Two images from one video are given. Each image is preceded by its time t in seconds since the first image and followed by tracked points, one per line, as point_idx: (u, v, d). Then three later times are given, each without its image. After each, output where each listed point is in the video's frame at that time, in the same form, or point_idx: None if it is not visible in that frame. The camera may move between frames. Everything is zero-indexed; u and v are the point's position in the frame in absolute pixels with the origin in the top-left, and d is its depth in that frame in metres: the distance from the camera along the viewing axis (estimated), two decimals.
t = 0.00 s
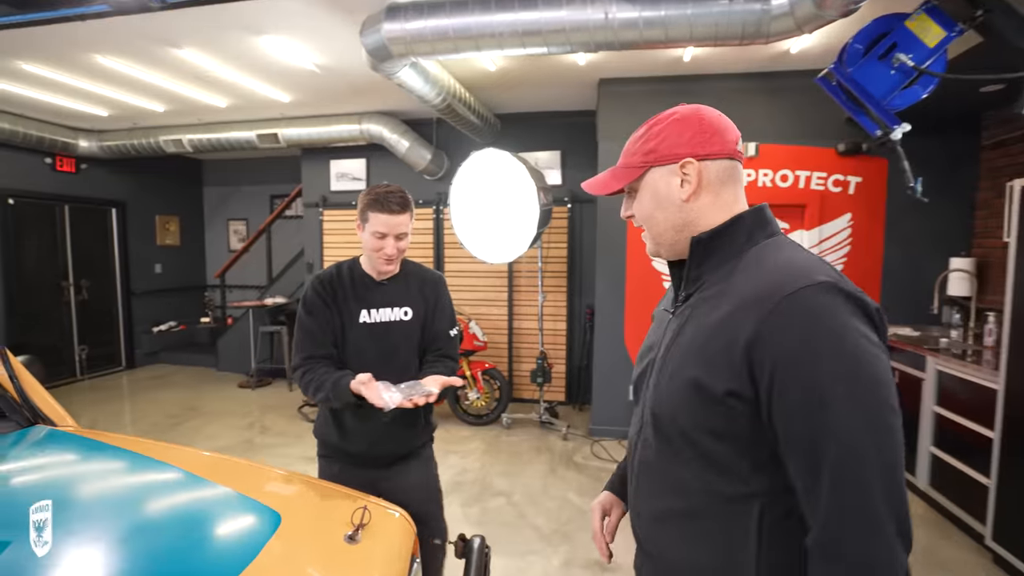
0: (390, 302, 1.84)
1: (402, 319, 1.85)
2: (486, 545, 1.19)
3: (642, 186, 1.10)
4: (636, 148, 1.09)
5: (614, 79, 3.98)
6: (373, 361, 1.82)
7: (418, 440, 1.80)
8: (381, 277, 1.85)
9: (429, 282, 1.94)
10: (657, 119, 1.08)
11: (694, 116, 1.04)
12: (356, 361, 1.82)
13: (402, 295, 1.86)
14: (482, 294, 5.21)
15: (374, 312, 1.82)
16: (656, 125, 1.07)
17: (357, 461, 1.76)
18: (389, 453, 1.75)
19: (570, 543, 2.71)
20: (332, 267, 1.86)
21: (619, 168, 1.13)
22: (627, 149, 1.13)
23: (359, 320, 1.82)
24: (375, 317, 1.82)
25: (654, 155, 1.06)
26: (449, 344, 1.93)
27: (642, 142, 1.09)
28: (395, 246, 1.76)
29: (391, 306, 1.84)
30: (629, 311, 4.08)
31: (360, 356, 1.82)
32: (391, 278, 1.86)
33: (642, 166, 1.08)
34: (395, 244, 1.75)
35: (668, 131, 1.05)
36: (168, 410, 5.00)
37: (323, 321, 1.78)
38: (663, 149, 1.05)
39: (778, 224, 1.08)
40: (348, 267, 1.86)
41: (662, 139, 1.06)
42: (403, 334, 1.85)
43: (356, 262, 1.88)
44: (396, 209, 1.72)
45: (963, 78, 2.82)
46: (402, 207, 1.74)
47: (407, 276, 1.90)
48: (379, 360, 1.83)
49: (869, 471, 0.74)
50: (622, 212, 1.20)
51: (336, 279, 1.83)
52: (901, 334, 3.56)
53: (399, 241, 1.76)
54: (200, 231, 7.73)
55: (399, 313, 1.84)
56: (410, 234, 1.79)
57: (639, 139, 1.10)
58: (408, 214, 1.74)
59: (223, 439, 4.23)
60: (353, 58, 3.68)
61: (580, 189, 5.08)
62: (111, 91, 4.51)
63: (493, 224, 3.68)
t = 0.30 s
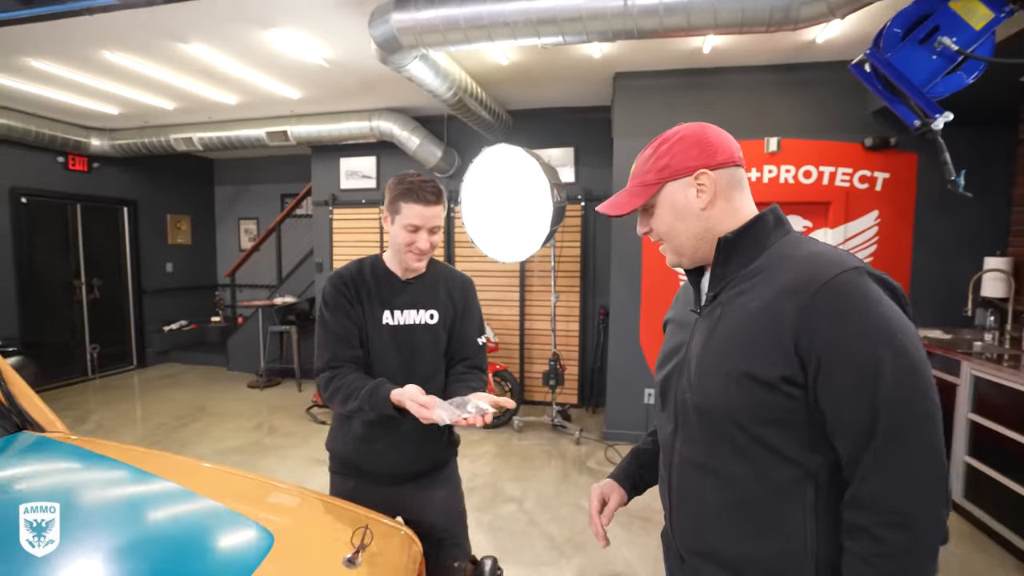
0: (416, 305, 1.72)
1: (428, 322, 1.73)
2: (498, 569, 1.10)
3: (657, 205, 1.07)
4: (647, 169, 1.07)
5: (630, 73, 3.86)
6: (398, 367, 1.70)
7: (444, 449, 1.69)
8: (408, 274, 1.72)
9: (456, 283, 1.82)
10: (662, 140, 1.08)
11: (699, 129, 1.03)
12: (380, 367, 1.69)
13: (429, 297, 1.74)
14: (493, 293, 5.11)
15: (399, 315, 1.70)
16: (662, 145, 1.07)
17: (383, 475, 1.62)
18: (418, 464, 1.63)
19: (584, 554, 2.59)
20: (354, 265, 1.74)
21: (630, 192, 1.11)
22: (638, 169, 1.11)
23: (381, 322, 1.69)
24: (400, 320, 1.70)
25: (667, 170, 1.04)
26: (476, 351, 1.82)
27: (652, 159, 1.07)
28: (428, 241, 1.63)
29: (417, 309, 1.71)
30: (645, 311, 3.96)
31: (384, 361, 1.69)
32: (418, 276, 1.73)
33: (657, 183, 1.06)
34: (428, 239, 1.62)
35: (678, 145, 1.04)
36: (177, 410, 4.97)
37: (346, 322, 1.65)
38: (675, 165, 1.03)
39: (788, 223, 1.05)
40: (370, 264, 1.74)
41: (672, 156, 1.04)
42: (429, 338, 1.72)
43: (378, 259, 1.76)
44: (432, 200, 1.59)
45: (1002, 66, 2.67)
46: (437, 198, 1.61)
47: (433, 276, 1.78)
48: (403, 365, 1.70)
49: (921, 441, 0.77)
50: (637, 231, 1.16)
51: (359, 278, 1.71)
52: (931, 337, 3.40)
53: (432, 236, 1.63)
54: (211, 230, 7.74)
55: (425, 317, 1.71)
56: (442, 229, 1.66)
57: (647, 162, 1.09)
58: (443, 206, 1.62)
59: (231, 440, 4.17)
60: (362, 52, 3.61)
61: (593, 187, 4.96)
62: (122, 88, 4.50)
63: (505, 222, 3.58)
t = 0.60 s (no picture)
0: (434, 306, 1.49)
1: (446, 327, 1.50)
2: None
3: (666, 198, 0.94)
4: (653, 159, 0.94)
5: (632, 65, 3.73)
6: (409, 375, 1.47)
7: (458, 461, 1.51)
8: (429, 273, 1.50)
9: (479, 284, 1.60)
10: (665, 128, 0.95)
11: (705, 115, 0.92)
12: (389, 375, 1.46)
13: (448, 298, 1.51)
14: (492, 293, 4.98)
15: (414, 317, 1.48)
16: (666, 133, 0.94)
17: (390, 497, 1.42)
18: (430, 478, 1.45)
19: (585, 566, 2.46)
20: (365, 257, 1.52)
21: (632, 186, 0.98)
22: (640, 161, 0.98)
23: (396, 323, 1.47)
24: (414, 323, 1.47)
25: (675, 159, 0.92)
26: (495, 363, 1.60)
27: (657, 148, 0.94)
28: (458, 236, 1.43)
29: (435, 311, 1.48)
30: (648, 311, 3.84)
31: (394, 367, 1.46)
32: (439, 275, 1.52)
33: (665, 174, 0.93)
34: (457, 233, 1.42)
35: (684, 131, 0.92)
36: (168, 412, 4.85)
37: (355, 320, 1.43)
38: (685, 152, 0.91)
39: (801, 211, 0.93)
40: (384, 258, 1.52)
41: (680, 144, 0.91)
42: (447, 345, 1.50)
43: (392, 253, 1.54)
44: (467, 190, 1.40)
45: None
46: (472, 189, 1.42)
47: (453, 275, 1.55)
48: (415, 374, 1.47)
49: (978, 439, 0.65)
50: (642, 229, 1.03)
51: (370, 272, 1.49)
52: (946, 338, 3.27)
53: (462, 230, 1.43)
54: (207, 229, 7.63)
55: (442, 320, 1.48)
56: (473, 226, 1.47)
57: (651, 152, 0.96)
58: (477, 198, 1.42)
59: (221, 444, 4.05)
60: (355, 44, 3.49)
61: (595, 183, 4.83)
62: (110, 82, 4.38)
63: (505, 220, 3.45)
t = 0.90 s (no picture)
0: (420, 311, 1.34)
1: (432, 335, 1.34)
2: None
3: (675, 184, 0.80)
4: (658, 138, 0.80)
5: (628, 57, 3.59)
6: (391, 389, 1.31)
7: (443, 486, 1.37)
8: (415, 274, 1.35)
9: (472, 287, 1.45)
10: (672, 102, 0.81)
11: (715, 86, 0.79)
12: (367, 389, 1.30)
13: (437, 301, 1.36)
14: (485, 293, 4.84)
15: (397, 323, 1.32)
16: (673, 108, 0.80)
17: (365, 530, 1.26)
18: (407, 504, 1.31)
19: None
20: (343, 254, 1.36)
21: (635, 171, 0.83)
22: (640, 144, 0.84)
23: (375, 331, 1.31)
24: (396, 330, 1.32)
25: (684, 137, 0.78)
26: (490, 377, 1.44)
27: (660, 126, 0.80)
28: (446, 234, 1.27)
29: (421, 318, 1.33)
30: (645, 312, 3.69)
31: (371, 381, 1.30)
32: (426, 276, 1.37)
33: (674, 156, 0.79)
34: (447, 231, 1.27)
35: (693, 105, 0.78)
36: (152, 416, 4.70)
37: (326, 328, 1.28)
38: (698, 129, 0.77)
39: (824, 200, 0.78)
40: (364, 255, 1.36)
41: (690, 120, 0.77)
42: (434, 356, 1.34)
43: (373, 249, 1.38)
44: (458, 182, 1.24)
45: None
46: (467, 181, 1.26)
47: (443, 275, 1.40)
48: (398, 387, 1.31)
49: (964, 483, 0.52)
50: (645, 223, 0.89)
51: (348, 272, 1.33)
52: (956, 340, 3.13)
53: (452, 228, 1.28)
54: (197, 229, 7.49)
55: (429, 328, 1.33)
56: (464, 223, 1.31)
57: (655, 130, 0.81)
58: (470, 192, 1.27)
59: (203, 450, 3.91)
60: (340, 35, 3.35)
61: (590, 180, 4.69)
62: (90, 77, 4.24)
63: (497, 218, 3.32)
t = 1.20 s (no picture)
0: (397, 312, 1.24)
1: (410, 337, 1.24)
2: None
3: (704, 141, 0.70)
4: (690, 88, 0.69)
5: (627, 49, 3.49)
6: (363, 397, 1.20)
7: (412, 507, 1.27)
8: (393, 269, 1.26)
9: (460, 286, 1.35)
10: (709, 49, 0.70)
11: (761, 37, 0.69)
12: (331, 399, 1.19)
13: (415, 300, 1.26)
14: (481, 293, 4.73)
15: (370, 325, 1.22)
16: (711, 55, 0.69)
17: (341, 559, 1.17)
18: (382, 520, 1.23)
19: None
20: (310, 250, 1.27)
21: (658, 124, 0.73)
22: (665, 95, 0.73)
23: (340, 334, 1.21)
24: (371, 332, 1.21)
25: (720, 88, 0.67)
26: (479, 385, 1.33)
27: (693, 74, 0.69)
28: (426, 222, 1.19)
29: (398, 318, 1.23)
30: (644, 311, 3.59)
31: (338, 389, 1.19)
32: (405, 271, 1.28)
33: (706, 107, 0.68)
34: (426, 218, 1.19)
35: (735, 54, 0.67)
36: (139, 419, 4.58)
37: (281, 334, 1.20)
38: (737, 80, 0.66)
39: (869, 179, 0.69)
40: (335, 252, 1.28)
41: (731, 69, 0.67)
42: (410, 360, 1.23)
43: (350, 244, 1.29)
44: (438, 164, 1.16)
45: None
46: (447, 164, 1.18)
47: (424, 273, 1.30)
48: (369, 396, 1.20)
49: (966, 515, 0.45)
50: (660, 190, 0.79)
51: (313, 271, 1.24)
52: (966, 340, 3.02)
53: (431, 217, 1.20)
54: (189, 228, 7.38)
55: (408, 330, 1.23)
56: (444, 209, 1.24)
57: (686, 78, 0.70)
58: (451, 174, 1.19)
59: (189, 454, 3.79)
60: (330, 25, 3.24)
61: (588, 177, 4.58)
62: (73, 70, 4.12)
63: (490, 214, 3.21)
